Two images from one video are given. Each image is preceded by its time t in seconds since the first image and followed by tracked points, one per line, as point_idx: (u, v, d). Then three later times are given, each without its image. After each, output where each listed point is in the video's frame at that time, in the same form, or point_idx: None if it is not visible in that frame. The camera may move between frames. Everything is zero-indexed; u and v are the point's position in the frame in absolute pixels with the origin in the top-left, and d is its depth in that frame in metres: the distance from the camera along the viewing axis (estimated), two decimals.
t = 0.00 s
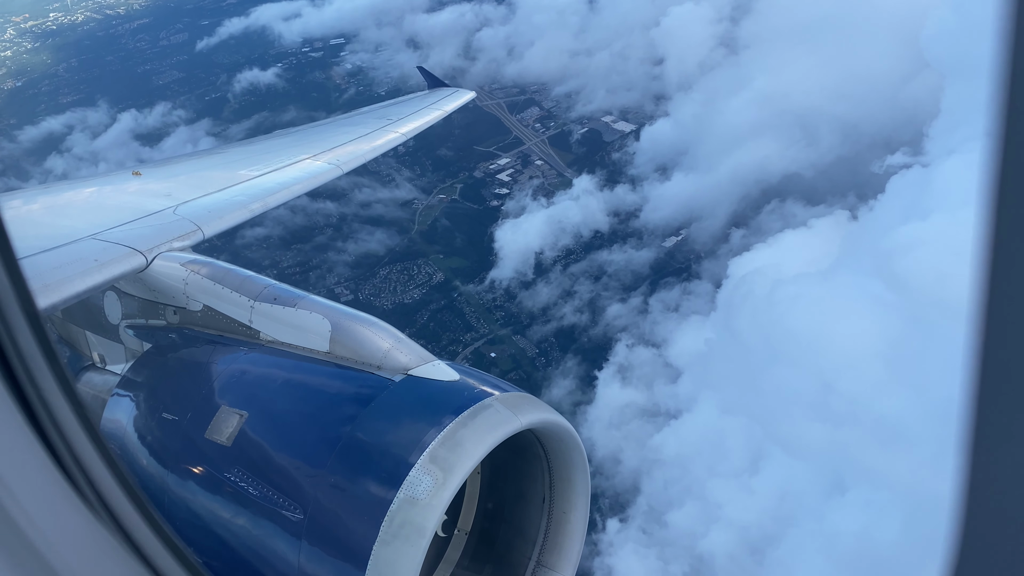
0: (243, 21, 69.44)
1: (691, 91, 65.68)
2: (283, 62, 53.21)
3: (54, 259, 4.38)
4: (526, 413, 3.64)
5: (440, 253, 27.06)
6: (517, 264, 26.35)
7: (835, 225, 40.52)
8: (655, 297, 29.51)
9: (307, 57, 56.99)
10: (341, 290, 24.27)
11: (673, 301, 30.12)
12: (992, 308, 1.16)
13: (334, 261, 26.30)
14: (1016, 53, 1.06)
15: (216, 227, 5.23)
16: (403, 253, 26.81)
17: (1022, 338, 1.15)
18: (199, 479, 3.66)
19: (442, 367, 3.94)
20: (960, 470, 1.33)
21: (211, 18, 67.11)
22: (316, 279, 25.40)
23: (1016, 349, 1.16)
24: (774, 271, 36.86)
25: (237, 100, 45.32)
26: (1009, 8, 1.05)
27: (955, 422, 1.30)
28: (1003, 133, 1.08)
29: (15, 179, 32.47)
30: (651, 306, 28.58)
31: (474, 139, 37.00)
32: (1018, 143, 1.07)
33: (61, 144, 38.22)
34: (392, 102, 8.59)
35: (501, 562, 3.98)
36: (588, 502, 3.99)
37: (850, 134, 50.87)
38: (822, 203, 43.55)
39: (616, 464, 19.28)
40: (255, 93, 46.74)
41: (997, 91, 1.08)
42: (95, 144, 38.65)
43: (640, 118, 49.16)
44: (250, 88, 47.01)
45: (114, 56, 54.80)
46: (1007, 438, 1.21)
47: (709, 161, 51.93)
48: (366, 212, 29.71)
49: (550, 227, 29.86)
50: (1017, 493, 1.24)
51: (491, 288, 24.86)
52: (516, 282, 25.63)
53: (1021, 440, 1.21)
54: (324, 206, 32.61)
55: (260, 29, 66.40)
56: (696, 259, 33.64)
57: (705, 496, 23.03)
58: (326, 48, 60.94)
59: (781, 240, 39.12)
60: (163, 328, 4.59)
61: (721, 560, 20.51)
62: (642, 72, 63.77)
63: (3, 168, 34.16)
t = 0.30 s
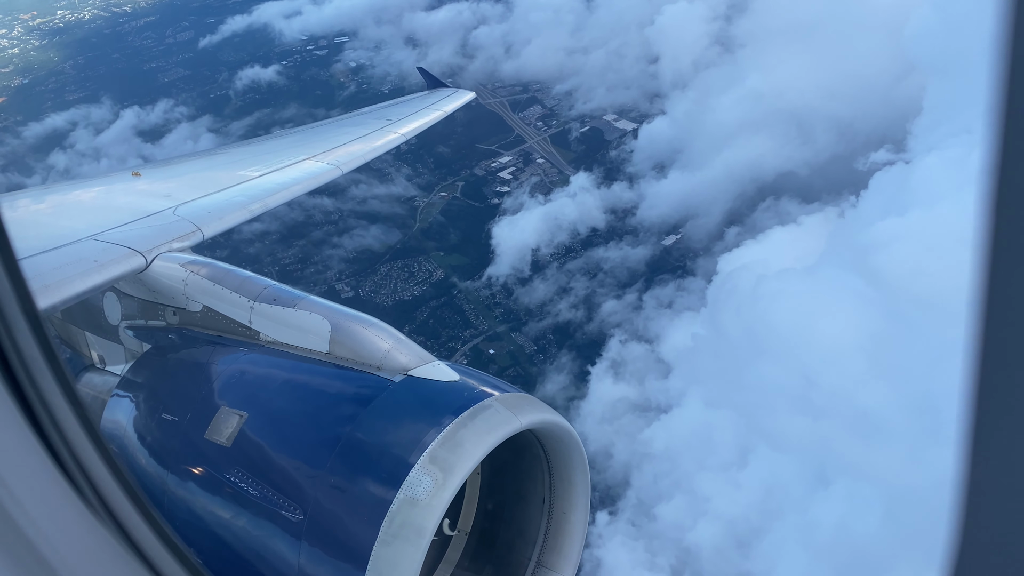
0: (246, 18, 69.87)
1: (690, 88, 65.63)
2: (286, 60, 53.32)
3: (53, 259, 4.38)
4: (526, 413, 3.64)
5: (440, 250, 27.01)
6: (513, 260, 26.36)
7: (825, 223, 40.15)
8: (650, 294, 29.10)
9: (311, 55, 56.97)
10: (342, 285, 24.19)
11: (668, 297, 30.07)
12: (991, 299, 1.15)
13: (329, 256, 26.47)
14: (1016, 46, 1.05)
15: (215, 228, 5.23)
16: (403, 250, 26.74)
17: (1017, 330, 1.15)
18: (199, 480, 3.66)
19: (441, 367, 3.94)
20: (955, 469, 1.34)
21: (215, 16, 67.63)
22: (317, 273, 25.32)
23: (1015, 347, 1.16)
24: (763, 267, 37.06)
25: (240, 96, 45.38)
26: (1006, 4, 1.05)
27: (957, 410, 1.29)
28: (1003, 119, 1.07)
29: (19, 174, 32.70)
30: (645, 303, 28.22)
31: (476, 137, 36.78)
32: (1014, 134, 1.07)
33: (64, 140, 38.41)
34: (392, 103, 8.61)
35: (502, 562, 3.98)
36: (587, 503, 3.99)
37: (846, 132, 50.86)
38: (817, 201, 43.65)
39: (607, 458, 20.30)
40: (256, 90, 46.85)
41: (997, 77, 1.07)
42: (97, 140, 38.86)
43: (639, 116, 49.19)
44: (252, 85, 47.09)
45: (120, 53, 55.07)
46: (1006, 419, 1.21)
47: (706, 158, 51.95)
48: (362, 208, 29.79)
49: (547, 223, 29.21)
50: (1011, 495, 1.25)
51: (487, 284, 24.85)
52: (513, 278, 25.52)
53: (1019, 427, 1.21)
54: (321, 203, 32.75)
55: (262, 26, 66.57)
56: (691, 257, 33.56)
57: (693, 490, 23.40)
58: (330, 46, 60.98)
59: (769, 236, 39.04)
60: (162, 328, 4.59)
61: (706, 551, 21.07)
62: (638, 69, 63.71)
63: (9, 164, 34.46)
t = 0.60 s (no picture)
0: (248, 15, 70.24)
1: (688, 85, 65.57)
2: (289, 58, 53.48)
3: (53, 259, 4.38)
4: (526, 413, 3.64)
5: (441, 247, 27.00)
6: (511, 256, 26.28)
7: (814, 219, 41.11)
8: (645, 290, 29.21)
9: (316, 52, 56.97)
10: (342, 282, 24.19)
11: (663, 293, 30.00)
12: (994, 298, 1.16)
13: (326, 251, 26.54)
14: (1015, 57, 1.08)
15: (215, 228, 5.23)
16: (404, 246, 26.80)
17: (1018, 335, 1.16)
18: (199, 480, 3.66)
19: (441, 367, 3.94)
20: (957, 474, 1.35)
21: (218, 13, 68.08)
22: (318, 267, 25.31)
23: (1015, 363, 1.18)
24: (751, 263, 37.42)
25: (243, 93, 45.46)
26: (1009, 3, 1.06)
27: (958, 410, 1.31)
28: (1004, 119, 1.09)
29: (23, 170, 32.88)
30: (640, 298, 28.34)
31: (479, 135, 36.64)
32: (1019, 136, 1.08)
33: (68, 136, 38.61)
34: (393, 102, 8.62)
35: (502, 562, 3.99)
36: (587, 503, 3.99)
37: (842, 131, 50.92)
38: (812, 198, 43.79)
39: (599, 451, 21.06)
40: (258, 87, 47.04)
41: (1000, 83, 1.08)
42: (100, 136, 39.05)
43: (638, 112, 49.21)
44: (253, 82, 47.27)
45: (125, 49, 55.28)
46: (1006, 410, 1.21)
47: (703, 154, 51.99)
48: (358, 203, 29.90)
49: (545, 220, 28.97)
50: (1010, 504, 1.26)
51: (484, 280, 25.00)
52: (510, 274, 25.54)
53: (1021, 426, 1.21)
54: (318, 197, 32.77)
55: (264, 24, 66.75)
56: (686, 254, 33.57)
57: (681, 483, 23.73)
58: (333, 43, 61.02)
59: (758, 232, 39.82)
60: (162, 328, 4.60)
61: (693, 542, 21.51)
62: (634, 65, 63.68)
63: (14, 159, 34.71)
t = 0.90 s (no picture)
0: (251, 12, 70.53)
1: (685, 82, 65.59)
2: (290, 55, 53.42)
3: (54, 259, 4.39)
4: (527, 413, 3.64)
5: (442, 243, 27.06)
6: (509, 252, 26.39)
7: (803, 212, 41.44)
8: (641, 286, 29.18)
9: (319, 49, 56.95)
10: (344, 278, 24.18)
11: (657, 289, 30.09)
12: (995, 298, 1.19)
13: (323, 245, 26.45)
14: (1016, 67, 1.09)
15: (216, 228, 5.23)
16: (405, 243, 26.87)
17: (1022, 337, 1.18)
18: (199, 480, 3.66)
19: (442, 367, 3.94)
20: (959, 461, 1.37)
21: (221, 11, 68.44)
22: (319, 260, 25.31)
23: (1017, 371, 1.20)
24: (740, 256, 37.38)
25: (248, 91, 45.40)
26: (1011, 6, 1.07)
27: (959, 407, 1.34)
28: (1004, 123, 1.12)
29: (27, 165, 32.80)
30: (635, 294, 28.33)
31: (481, 132, 36.58)
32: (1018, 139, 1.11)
33: (71, 131, 38.86)
34: (393, 102, 8.63)
35: (502, 562, 3.99)
36: (588, 502, 4.00)
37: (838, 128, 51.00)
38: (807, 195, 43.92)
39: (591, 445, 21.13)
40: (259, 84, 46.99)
41: (1000, 89, 1.11)
42: (103, 132, 38.98)
43: (634, 109, 49.18)
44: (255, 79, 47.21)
45: (133, 48, 55.03)
46: (1002, 402, 1.24)
47: (698, 151, 51.98)
48: (355, 198, 30.01)
49: (541, 215, 29.66)
50: (1011, 491, 1.28)
51: (482, 275, 25.01)
52: (508, 270, 25.80)
53: (1014, 421, 1.25)
54: (318, 192, 32.82)
55: (266, 21, 66.59)
56: (683, 251, 33.37)
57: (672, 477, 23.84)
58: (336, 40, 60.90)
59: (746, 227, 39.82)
60: (163, 328, 4.60)
61: (682, 533, 21.89)
62: (629, 62, 63.66)
63: (17, 153, 34.60)
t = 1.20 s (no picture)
0: (253, 9, 70.83)
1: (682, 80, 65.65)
2: (291, 53, 53.58)
3: (55, 260, 4.38)
4: (527, 413, 3.64)
5: (443, 240, 27.12)
6: (506, 248, 26.32)
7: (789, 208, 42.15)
8: (636, 282, 29.16)
9: (322, 46, 57.19)
10: (346, 273, 24.33)
11: (652, 285, 29.91)
12: (994, 299, 1.16)
13: (318, 239, 26.75)
14: (1018, 68, 1.08)
15: (216, 228, 5.23)
16: (407, 239, 26.99)
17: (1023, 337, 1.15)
18: (199, 480, 3.66)
19: (441, 367, 3.94)
20: (958, 470, 1.33)
21: (224, 9, 68.79)
22: (321, 254, 25.45)
23: (1017, 380, 1.18)
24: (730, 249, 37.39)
25: (253, 89, 45.54)
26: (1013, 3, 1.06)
27: (958, 412, 1.30)
28: (1005, 121, 1.09)
29: (32, 160, 32.85)
30: (630, 291, 28.63)
31: (483, 129, 36.73)
32: (1016, 136, 1.09)
33: (76, 126, 39.15)
34: (393, 103, 8.65)
35: (502, 562, 3.98)
36: (588, 503, 4.00)
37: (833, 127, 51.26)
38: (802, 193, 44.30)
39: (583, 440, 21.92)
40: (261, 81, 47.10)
41: (1002, 86, 1.09)
42: (106, 128, 39.06)
43: (632, 106, 49.24)
44: (258, 77, 47.33)
45: (141, 44, 54.85)
46: (1002, 399, 1.20)
47: (694, 148, 52.08)
48: (354, 194, 30.29)
49: (539, 212, 29.50)
50: (1008, 497, 1.25)
51: (480, 271, 25.09)
52: (505, 265, 25.76)
53: (1014, 428, 1.22)
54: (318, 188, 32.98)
55: (268, 18, 66.62)
56: (679, 247, 33.53)
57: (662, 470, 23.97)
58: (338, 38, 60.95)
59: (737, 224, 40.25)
60: (163, 329, 4.60)
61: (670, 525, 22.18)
62: (627, 60, 63.82)
63: (22, 148, 34.64)
